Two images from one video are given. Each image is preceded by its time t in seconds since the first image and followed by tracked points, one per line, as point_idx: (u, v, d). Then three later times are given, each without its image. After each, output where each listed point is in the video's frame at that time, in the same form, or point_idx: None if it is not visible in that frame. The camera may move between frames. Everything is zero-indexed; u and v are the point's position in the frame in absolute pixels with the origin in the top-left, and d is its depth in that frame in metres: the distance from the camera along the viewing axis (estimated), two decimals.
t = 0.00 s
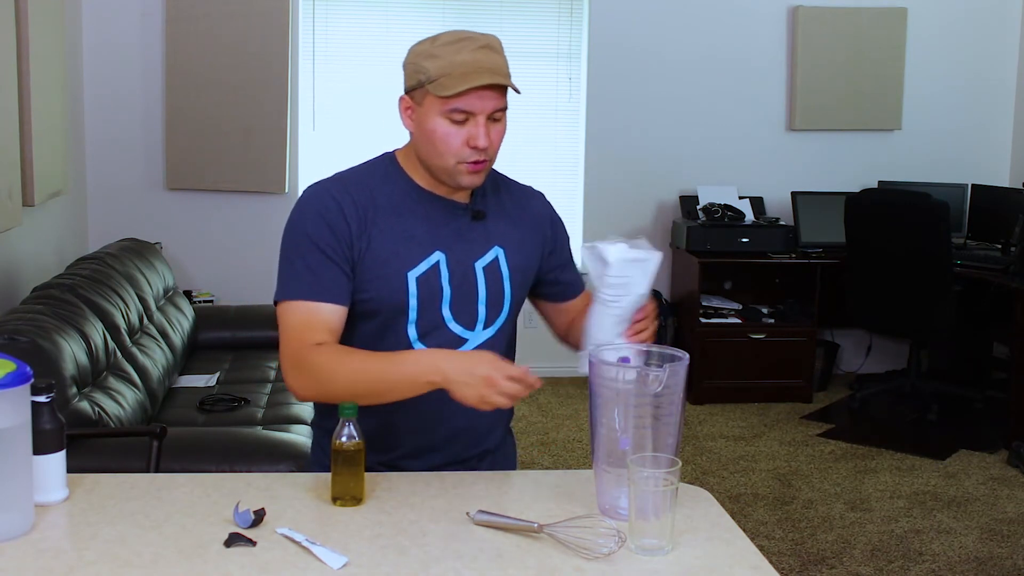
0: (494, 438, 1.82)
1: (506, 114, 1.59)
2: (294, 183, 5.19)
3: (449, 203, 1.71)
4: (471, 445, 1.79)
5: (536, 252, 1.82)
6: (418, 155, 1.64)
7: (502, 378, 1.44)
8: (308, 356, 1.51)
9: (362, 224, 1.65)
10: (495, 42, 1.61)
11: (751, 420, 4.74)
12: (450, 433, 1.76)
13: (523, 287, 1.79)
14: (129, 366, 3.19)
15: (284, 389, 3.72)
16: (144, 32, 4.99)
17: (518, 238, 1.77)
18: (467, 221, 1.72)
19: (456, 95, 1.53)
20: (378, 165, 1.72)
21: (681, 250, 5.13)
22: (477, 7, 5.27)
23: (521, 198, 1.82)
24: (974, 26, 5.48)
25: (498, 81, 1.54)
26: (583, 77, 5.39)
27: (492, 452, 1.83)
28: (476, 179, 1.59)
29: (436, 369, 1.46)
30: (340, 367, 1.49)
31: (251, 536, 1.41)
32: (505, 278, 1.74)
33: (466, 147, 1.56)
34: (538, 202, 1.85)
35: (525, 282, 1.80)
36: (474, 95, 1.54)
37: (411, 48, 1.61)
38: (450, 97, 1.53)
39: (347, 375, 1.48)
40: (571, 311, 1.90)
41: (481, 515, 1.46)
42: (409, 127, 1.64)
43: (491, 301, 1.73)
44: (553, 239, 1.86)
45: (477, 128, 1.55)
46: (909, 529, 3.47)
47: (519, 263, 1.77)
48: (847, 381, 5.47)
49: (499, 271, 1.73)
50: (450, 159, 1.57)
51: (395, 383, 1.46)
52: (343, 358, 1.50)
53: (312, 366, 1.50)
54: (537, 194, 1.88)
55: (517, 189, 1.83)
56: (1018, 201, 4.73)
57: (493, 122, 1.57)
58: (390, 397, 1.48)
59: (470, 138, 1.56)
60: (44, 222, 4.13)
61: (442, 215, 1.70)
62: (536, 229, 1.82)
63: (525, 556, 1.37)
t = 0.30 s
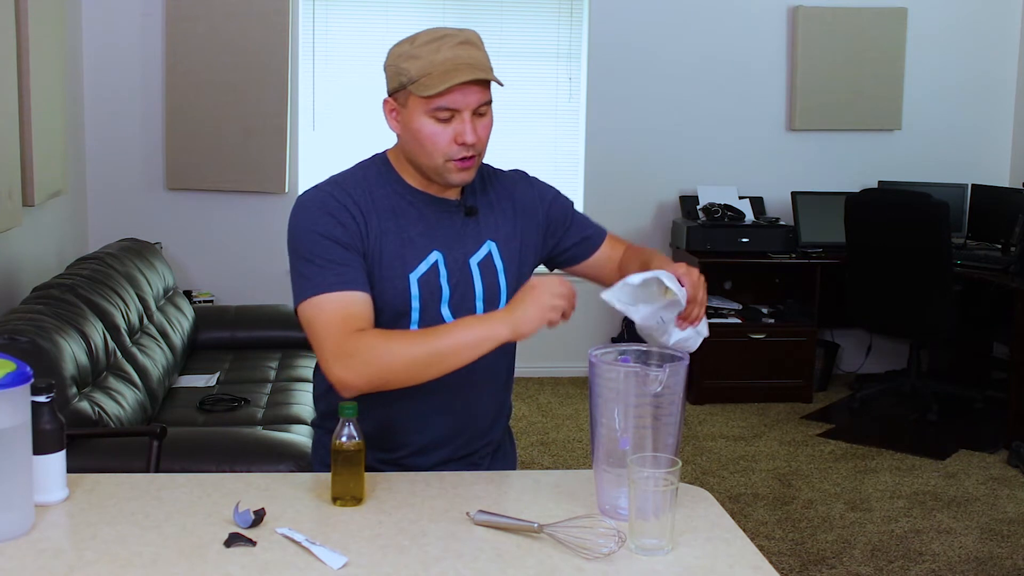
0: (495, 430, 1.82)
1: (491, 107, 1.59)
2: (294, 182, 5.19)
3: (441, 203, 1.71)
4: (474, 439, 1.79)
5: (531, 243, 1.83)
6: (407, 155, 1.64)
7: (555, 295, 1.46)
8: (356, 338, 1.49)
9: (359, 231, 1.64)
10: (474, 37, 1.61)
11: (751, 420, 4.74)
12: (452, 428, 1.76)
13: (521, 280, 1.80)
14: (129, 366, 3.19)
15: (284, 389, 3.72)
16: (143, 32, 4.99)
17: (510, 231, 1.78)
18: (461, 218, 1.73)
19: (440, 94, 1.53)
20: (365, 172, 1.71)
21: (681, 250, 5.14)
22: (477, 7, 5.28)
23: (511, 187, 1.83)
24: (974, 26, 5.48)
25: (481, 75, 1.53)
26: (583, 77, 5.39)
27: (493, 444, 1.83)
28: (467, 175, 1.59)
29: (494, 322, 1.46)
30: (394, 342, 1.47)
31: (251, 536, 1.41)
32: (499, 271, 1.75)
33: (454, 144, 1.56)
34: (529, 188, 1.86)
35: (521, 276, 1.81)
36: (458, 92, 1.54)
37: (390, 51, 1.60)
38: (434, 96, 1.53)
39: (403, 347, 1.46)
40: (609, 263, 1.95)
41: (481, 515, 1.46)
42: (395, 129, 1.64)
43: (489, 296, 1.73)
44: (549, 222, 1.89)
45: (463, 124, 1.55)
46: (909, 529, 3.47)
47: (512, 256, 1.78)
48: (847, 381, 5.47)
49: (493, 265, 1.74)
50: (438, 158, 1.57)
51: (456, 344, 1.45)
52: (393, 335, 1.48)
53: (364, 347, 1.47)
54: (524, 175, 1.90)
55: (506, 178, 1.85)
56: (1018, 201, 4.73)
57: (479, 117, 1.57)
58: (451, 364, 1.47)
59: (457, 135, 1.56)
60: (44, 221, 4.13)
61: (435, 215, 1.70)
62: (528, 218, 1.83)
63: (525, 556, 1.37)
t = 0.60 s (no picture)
0: (497, 425, 1.82)
1: (485, 111, 1.58)
2: (294, 182, 5.19)
3: (439, 202, 1.70)
4: (476, 435, 1.79)
5: (529, 235, 1.83)
6: (402, 159, 1.64)
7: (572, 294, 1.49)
8: (370, 330, 1.48)
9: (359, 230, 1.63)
10: (466, 40, 1.59)
11: (751, 420, 4.74)
12: (454, 424, 1.76)
13: (519, 275, 1.81)
14: (129, 366, 3.19)
15: (284, 389, 3.72)
16: (143, 32, 5.00)
17: (506, 227, 1.78)
18: (459, 216, 1.72)
19: (431, 103, 1.52)
20: (360, 171, 1.69)
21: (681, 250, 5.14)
22: (477, 7, 5.28)
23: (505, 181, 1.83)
24: (974, 26, 5.48)
25: (473, 82, 1.52)
26: (583, 77, 5.39)
27: (496, 440, 1.83)
28: (462, 180, 1.59)
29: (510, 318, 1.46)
30: (408, 335, 1.47)
31: (251, 536, 1.41)
32: (497, 266, 1.75)
33: (448, 150, 1.56)
34: (525, 180, 1.85)
35: (520, 271, 1.81)
36: (451, 100, 1.53)
37: (382, 56, 1.59)
38: (426, 106, 1.52)
39: (418, 339, 1.46)
40: (621, 232, 1.92)
41: (481, 515, 1.46)
42: (389, 133, 1.63)
43: (488, 292, 1.73)
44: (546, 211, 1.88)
45: (456, 131, 1.55)
46: (909, 529, 3.46)
47: (510, 252, 1.78)
48: (847, 381, 5.47)
49: (491, 261, 1.74)
50: (432, 164, 1.56)
51: (471, 337, 1.45)
52: (407, 329, 1.48)
53: (379, 338, 1.47)
54: (514, 164, 1.89)
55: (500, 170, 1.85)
56: (1018, 201, 4.73)
57: (472, 122, 1.56)
58: (466, 359, 1.46)
59: (450, 142, 1.55)
60: (44, 222, 4.13)
61: (433, 213, 1.69)
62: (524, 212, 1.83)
63: (525, 556, 1.37)
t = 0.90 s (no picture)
0: (498, 420, 1.82)
1: (481, 117, 1.58)
2: (294, 182, 5.19)
3: (433, 204, 1.70)
4: (476, 430, 1.78)
5: (525, 227, 1.82)
6: (397, 163, 1.64)
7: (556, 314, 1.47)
8: (359, 342, 1.49)
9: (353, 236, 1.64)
10: (461, 45, 1.58)
11: (751, 420, 4.74)
12: (454, 420, 1.75)
13: (518, 270, 1.80)
14: (129, 366, 3.19)
15: (284, 389, 3.72)
16: (143, 32, 4.99)
17: (500, 223, 1.78)
18: (455, 216, 1.72)
19: (425, 112, 1.52)
20: (352, 178, 1.69)
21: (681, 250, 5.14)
22: (477, 7, 5.28)
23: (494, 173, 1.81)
24: (974, 26, 5.48)
25: (467, 90, 1.52)
26: (583, 77, 5.39)
27: (497, 435, 1.82)
28: (457, 186, 1.59)
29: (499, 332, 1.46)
30: (397, 345, 1.47)
31: (251, 536, 1.41)
32: (493, 263, 1.75)
33: (442, 157, 1.56)
34: (512, 171, 1.84)
35: (519, 265, 1.81)
36: (445, 108, 1.52)
37: (377, 60, 1.58)
38: (420, 114, 1.52)
39: (406, 350, 1.47)
40: (615, 197, 1.85)
41: (481, 515, 1.46)
42: (384, 137, 1.63)
43: (484, 291, 1.74)
44: (538, 197, 1.85)
45: (451, 138, 1.55)
46: (909, 529, 3.47)
47: (505, 249, 1.77)
48: (847, 381, 5.47)
49: (487, 258, 1.74)
50: (427, 171, 1.57)
51: (460, 351, 1.45)
52: (397, 340, 1.49)
53: (368, 351, 1.48)
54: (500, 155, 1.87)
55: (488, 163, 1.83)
56: (1018, 201, 4.73)
57: (466, 129, 1.56)
58: (456, 369, 1.46)
59: (445, 149, 1.55)
60: (44, 222, 4.13)
61: (428, 214, 1.69)
62: (519, 203, 1.82)
63: (525, 556, 1.37)
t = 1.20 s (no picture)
0: (497, 416, 1.81)
1: (473, 120, 1.58)
2: (294, 183, 5.19)
3: (427, 205, 1.70)
4: (475, 428, 1.78)
5: (519, 223, 1.82)
6: (390, 166, 1.64)
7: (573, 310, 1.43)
8: (376, 335, 1.48)
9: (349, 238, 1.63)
10: (453, 48, 1.57)
11: (751, 420, 4.74)
12: (452, 417, 1.75)
13: (510, 266, 1.79)
14: (129, 366, 3.19)
15: (284, 389, 3.72)
16: (143, 32, 4.99)
17: (493, 221, 1.78)
18: (451, 214, 1.73)
19: (418, 119, 1.52)
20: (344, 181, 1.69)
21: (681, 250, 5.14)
22: (477, 7, 5.28)
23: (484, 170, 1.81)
24: (974, 25, 5.48)
25: (461, 96, 1.52)
26: (583, 77, 5.39)
27: (497, 430, 1.82)
28: (450, 189, 1.60)
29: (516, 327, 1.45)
30: (413, 339, 1.47)
31: (251, 536, 1.41)
32: (486, 259, 1.75)
33: (435, 162, 1.56)
34: (500, 166, 1.83)
35: (513, 260, 1.80)
36: (437, 114, 1.52)
37: (368, 64, 1.58)
38: (413, 121, 1.52)
39: (424, 344, 1.46)
40: (601, 184, 1.82)
41: (481, 515, 1.46)
42: (376, 141, 1.63)
43: (478, 288, 1.73)
44: (527, 189, 1.83)
45: (444, 143, 1.55)
46: (909, 529, 3.47)
47: (498, 246, 1.78)
48: (847, 381, 5.47)
49: (480, 255, 1.74)
50: (421, 175, 1.58)
51: (479, 350, 1.45)
52: (413, 332, 1.48)
53: (386, 352, 1.46)
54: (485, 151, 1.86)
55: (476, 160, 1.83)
56: (1018, 201, 4.73)
57: (459, 133, 1.56)
58: (472, 363, 1.46)
59: (438, 154, 1.56)
60: (44, 222, 4.13)
61: (423, 214, 1.70)
62: (511, 198, 1.81)
63: (525, 556, 1.37)
